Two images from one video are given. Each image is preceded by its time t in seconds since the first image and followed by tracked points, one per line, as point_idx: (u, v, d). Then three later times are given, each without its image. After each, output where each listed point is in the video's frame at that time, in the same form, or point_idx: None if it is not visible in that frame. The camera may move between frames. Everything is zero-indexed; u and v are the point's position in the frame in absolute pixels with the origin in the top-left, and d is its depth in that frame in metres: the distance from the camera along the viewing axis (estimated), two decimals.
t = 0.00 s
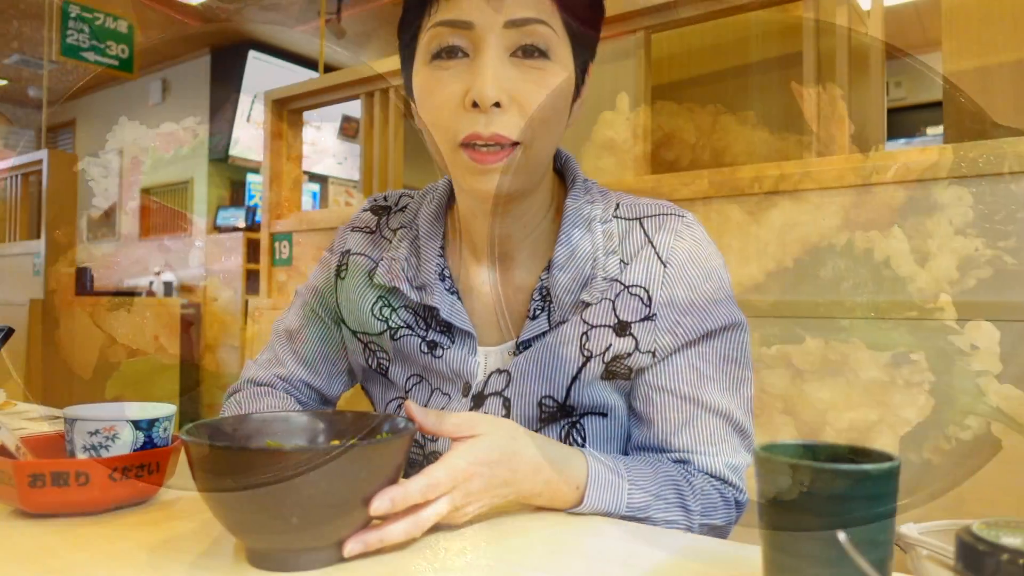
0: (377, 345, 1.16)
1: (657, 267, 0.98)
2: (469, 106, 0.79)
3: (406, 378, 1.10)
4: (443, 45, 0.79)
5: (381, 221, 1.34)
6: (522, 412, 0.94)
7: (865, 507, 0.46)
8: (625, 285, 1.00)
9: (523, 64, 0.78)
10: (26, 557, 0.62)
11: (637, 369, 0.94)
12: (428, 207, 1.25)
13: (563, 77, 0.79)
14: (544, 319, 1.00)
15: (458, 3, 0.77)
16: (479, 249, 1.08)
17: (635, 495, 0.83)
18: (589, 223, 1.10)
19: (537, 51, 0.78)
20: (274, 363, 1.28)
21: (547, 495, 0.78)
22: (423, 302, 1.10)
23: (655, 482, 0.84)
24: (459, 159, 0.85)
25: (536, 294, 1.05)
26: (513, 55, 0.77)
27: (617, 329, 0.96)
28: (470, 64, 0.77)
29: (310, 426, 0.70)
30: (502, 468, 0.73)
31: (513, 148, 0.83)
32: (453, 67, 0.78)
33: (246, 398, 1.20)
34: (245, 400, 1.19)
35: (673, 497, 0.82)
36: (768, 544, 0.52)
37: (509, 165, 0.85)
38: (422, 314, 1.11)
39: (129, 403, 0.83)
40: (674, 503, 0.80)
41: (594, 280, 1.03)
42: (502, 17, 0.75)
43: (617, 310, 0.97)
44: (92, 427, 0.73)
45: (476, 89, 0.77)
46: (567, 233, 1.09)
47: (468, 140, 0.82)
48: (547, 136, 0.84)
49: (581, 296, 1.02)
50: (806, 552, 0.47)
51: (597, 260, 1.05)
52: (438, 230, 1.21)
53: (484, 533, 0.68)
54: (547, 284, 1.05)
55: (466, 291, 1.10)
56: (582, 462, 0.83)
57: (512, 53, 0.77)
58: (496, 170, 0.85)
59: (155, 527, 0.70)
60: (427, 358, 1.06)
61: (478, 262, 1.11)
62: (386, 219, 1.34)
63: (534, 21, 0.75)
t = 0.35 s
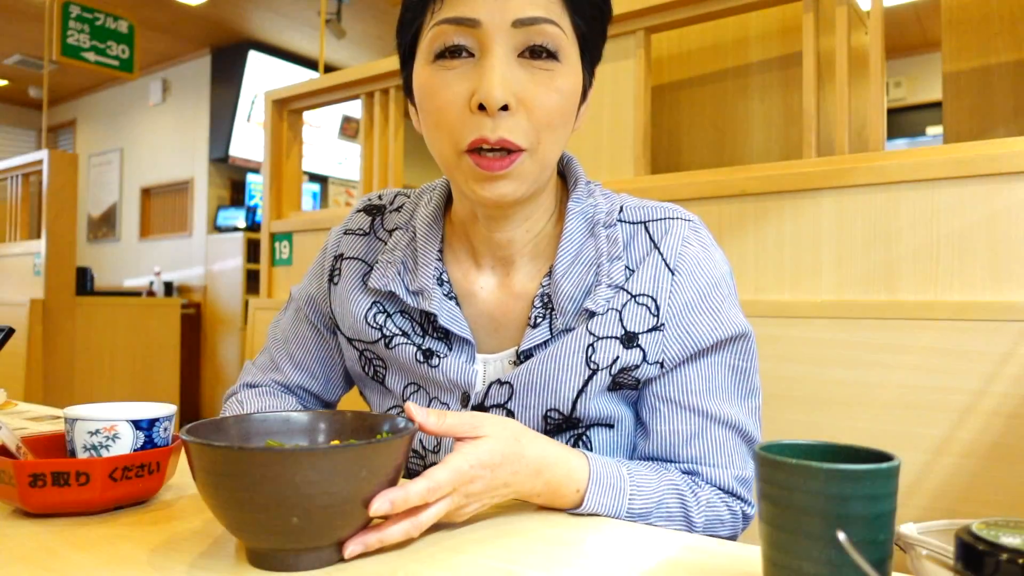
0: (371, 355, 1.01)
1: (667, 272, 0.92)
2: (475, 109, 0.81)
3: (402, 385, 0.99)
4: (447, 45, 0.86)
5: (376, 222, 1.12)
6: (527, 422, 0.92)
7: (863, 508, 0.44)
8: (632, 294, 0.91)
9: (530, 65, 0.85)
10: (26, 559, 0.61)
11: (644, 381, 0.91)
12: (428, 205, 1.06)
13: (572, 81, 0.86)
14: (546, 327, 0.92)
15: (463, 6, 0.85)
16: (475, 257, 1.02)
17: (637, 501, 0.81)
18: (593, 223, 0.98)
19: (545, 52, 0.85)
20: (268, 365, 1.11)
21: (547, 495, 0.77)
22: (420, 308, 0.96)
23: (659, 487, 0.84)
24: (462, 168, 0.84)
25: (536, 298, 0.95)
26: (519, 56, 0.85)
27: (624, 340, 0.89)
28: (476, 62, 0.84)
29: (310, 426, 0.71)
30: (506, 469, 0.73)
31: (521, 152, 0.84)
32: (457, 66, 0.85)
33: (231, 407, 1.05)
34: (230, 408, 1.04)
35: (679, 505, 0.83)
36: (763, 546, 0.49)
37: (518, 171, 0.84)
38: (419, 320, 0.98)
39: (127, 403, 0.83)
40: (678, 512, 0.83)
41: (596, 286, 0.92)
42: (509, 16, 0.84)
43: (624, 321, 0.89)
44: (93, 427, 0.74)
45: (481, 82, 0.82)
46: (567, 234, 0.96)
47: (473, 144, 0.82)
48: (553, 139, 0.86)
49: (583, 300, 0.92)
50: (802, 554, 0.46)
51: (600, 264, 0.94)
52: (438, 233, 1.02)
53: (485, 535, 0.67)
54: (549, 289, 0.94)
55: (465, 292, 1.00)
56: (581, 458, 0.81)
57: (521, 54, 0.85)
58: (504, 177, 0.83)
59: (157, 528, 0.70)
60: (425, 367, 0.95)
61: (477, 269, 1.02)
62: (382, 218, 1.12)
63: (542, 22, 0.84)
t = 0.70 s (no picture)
0: (355, 381, 1.00)
1: (665, 304, 0.89)
2: (466, 135, 0.81)
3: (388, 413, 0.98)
4: (434, 62, 0.85)
5: (354, 235, 1.10)
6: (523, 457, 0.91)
7: (862, 508, 0.44)
8: (628, 329, 0.88)
9: (525, 82, 0.84)
10: (26, 558, 0.61)
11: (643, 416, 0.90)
12: (411, 222, 1.04)
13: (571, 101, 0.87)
14: (539, 356, 0.91)
15: (449, 15, 0.84)
16: (462, 281, 1.00)
17: (637, 510, 0.83)
18: (586, 248, 0.95)
19: (542, 68, 0.85)
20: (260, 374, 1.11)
21: (545, 495, 0.77)
22: (405, 335, 0.94)
23: (660, 496, 0.86)
24: (448, 196, 0.84)
25: (526, 326, 0.93)
26: (516, 73, 0.84)
27: (620, 380, 0.87)
28: (464, 79, 0.83)
29: (310, 425, 0.71)
30: (507, 470, 0.73)
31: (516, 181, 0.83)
32: (444, 82, 0.84)
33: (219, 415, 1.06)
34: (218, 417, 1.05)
35: (679, 514, 0.85)
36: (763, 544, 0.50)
37: (512, 202, 0.84)
38: (403, 345, 0.96)
39: (126, 404, 0.83)
40: (680, 522, 0.85)
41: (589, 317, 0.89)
42: (501, 32, 0.82)
43: (621, 360, 0.87)
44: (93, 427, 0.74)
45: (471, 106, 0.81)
46: (559, 258, 0.94)
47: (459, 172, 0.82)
48: (550, 162, 0.85)
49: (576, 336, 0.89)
50: (802, 554, 0.46)
51: (594, 293, 0.91)
52: (421, 253, 1.00)
53: (486, 534, 0.67)
54: (539, 318, 0.92)
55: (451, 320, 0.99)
56: (583, 461, 0.81)
57: (517, 72, 0.84)
58: (495, 206, 0.83)
59: (157, 528, 0.70)
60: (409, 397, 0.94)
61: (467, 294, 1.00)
62: (361, 231, 1.10)
63: (541, 35, 0.84)
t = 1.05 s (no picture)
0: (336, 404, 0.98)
1: (657, 330, 0.88)
2: (458, 141, 0.80)
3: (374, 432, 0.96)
4: (428, 62, 0.85)
5: (336, 248, 1.10)
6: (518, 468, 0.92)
7: (862, 507, 0.45)
8: (616, 359, 0.87)
9: (522, 85, 0.84)
10: (27, 558, 0.61)
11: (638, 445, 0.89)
12: (400, 234, 1.03)
13: (568, 105, 0.87)
14: (526, 374, 0.91)
15: (442, 13, 0.84)
16: (451, 290, 1.01)
17: (636, 514, 0.83)
18: (574, 262, 0.95)
19: (539, 72, 0.85)
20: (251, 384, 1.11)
21: (544, 496, 0.77)
22: (392, 352, 0.93)
23: (660, 500, 0.86)
24: (439, 203, 0.84)
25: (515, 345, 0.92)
26: (515, 76, 0.83)
27: (608, 410, 0.86)
28: (459, 80, 0.83)
29: (310, 426, 0.71)
30: (506, 470, 0.73)
31: (511, 192, 0.84)
32: (438, 83, 0.84)
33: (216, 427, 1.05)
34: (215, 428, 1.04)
35: (679, 519, 0.86)
36: (762, 544, 0.50)
37: (507, 215, 0.84)
38: (390, 362, 0.95)
39: (126, 404, 0.83)
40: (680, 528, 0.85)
41: (575, 339, 0.89)
42: (497, 34, 0.82)
43: (609, 390, 0.86)
44: (93, 427, 0.74)
45: (464, 110, 0.81)
46: (546, 270, 0.94)
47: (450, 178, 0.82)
48: (547, 170, 0.85)
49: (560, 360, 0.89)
50: (802, 553, 0.46)
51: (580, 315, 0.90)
52: (413, 266, 1.00)
53: (486, 535, 0.67)
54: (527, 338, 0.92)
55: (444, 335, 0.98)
56: (580, 465, 0.81)
57: (515, 74, 0.84)
58: (488, 215, 0.83)
59: (157, 527, 0.70)
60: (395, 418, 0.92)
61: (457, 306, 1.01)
62: (343, 243, 1.10)
63: (540, 37, 0.84)
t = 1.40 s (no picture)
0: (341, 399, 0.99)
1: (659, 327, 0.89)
2: (458, 139, 0.81)
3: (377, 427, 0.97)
4: (431, 60, 0.85)
5: (343, 244, 1.10)
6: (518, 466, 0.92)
7: (862, 507, 0.45)
8: (619, 355, 0.88)
9: (523, 87, 0.83)
10: (27, 559, 0.61)
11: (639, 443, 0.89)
12: (405, 230, 1.03)
13: (569, 107, 0.87)
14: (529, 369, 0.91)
15: (448, 13, 0.84)
16: (453, 287, 1.02)
17: (634, 512, 0.83)
18: (577, 259, 0.95)
19: (541, 74, 0.85)
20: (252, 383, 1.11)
21: (544, 496, 0.77)
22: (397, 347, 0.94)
23: (660, 499, 0.86)
24: (439, 199, 0.85)
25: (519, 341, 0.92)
26: (516, 77, 0.83)
27: (610, 406, 0.86)
28: (461, 80, 0.83)
29: (310, 426, 0.71)
30: (507, 471, 0.73)
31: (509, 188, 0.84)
32: (440, 81, 0.84)
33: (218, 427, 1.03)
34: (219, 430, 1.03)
35: (678, 518, 0.86)
36: (763, 544, 0.50)
37: (502, 210, 0.84)
38: (394, 357, 0.96)
39: (125, 404, 0.83)
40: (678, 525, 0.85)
41: (576, 338, 0.88)
42: (500, 35, 0.82)
43: (611, 386, 0.86)
44: (93, 427, 0.74)
45: (465, 109, 0.81)
46: (548, 268, 0.94)
47: (449, 174, 0.82)
48: (546, 171, 0.85)
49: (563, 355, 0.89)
50: (802, 553, 0.46)
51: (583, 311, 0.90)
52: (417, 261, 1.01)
53: (486, 534, 0.67)
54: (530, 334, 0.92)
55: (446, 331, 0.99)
56: (581, 463, 0.81)
57: (517, 76, 0.83)
58: (484, 213, 0.83)
59: (157, 527, 0.70)
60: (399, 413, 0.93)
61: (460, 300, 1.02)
62: (350, 240, 1.10)
63: (543, 40, 0.84)
